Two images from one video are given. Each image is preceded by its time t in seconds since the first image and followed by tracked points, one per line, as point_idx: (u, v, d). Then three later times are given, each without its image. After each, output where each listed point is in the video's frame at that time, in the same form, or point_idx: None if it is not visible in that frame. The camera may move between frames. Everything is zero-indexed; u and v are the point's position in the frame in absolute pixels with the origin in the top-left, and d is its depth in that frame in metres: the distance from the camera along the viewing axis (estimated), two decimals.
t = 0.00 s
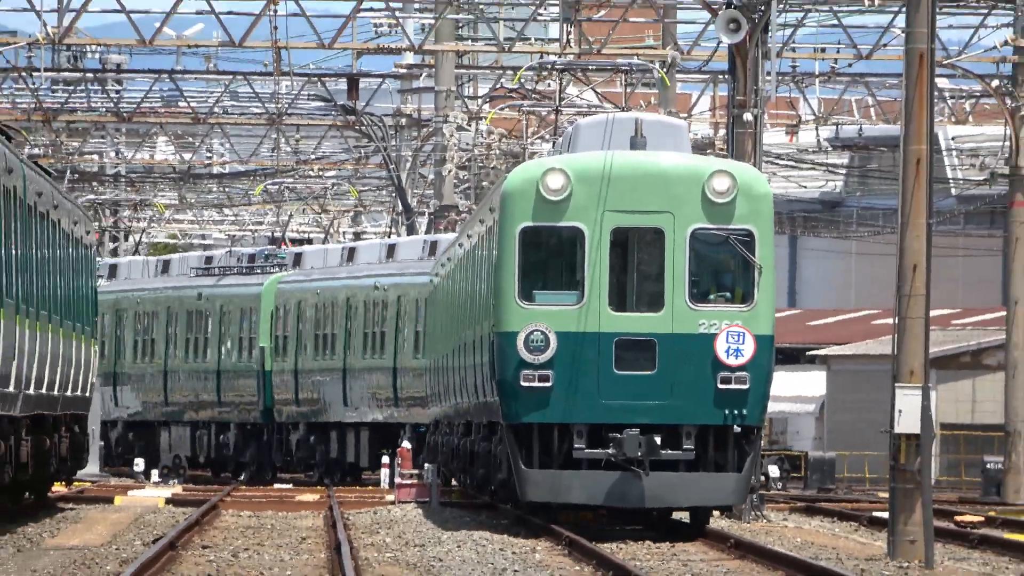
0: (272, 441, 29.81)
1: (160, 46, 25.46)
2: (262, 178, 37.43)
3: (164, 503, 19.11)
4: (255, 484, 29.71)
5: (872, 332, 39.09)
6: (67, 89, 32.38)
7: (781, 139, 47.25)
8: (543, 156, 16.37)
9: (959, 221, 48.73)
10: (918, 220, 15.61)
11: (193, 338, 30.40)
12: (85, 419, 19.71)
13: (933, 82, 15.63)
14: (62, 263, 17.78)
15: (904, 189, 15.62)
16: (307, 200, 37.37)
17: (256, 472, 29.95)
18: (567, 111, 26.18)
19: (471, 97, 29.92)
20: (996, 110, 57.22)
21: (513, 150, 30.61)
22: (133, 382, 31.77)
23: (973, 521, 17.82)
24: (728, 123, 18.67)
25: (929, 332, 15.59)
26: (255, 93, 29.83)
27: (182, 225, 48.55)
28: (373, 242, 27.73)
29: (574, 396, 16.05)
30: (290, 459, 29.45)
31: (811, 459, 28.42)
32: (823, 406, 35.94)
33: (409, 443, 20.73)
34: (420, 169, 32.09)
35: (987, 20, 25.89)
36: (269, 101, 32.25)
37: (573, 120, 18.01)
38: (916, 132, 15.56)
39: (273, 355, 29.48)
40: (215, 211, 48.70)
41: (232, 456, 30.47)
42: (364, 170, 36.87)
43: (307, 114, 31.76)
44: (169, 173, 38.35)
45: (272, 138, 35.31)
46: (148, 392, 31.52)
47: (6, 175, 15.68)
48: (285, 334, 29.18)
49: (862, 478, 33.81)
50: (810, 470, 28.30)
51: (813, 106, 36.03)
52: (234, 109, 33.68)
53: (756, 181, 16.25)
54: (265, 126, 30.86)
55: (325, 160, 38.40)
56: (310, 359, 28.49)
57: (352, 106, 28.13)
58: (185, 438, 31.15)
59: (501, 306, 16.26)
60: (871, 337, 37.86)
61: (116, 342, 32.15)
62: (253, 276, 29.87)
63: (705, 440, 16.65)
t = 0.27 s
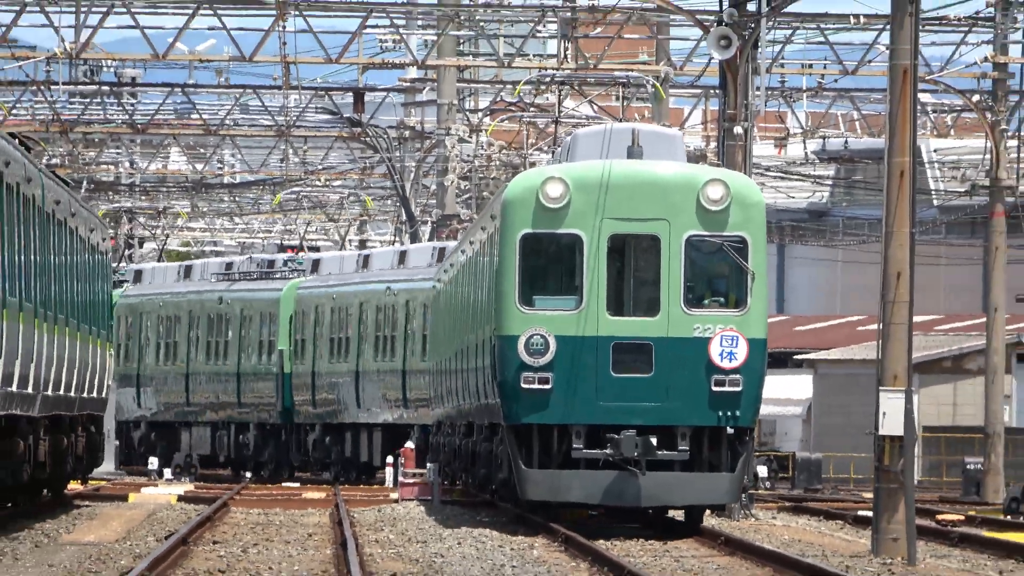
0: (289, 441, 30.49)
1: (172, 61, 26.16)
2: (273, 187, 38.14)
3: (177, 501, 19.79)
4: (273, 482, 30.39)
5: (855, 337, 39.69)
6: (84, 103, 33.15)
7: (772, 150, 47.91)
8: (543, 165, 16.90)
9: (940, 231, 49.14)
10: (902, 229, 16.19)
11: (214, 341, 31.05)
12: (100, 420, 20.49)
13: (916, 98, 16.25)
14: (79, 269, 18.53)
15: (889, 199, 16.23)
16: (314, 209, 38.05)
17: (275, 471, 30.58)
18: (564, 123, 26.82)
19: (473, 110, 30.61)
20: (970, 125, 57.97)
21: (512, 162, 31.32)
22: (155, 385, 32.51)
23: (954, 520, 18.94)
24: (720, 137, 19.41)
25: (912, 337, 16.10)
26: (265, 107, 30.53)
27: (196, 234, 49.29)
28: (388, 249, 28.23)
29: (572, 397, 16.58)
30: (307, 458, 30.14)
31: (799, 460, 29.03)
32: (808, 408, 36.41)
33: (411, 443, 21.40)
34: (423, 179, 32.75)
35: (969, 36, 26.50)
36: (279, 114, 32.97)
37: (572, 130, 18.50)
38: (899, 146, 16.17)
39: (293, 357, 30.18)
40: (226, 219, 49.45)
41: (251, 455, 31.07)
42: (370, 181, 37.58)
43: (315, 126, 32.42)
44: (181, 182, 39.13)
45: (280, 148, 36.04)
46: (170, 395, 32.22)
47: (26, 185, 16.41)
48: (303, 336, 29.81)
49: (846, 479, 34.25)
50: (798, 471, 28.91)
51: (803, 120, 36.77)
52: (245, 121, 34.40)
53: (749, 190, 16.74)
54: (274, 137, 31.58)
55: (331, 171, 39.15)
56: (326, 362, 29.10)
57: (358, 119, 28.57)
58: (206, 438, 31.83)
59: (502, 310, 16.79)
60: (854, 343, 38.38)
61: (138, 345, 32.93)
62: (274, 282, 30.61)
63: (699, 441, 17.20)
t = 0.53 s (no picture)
0: (303, 443, 31.28)
1: (182, 78, 26.91)
2: (279, 200, 38.93)
3: (185, 501, 20.44)
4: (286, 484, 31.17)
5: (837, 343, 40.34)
6: (96, 117, 33.97)
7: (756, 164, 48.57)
8: (539, 176, 17.29)
9: (920, 240, 49.69)
10: (884, 240, 16.58)
11: (232, 347, 31.73)
12: (112, 423, 21.20)
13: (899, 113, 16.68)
14: (92, 277, 19.22)
15: (871, 210, 16.58)
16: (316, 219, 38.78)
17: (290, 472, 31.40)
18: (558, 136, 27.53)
19: (472, 124, 31.36)
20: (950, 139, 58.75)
21: (509, 174, 32.07)
22: (171, 390, 33.21)
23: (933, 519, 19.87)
24: (709, 152, 20.35)
25: (893, 343, 16.44)
26: (271, 121, 31.27)
27: (205, 245, 50.10)
28: (397, 258, 28.64)
29: (568, 400, 16.95)
30: (320, 459, 30.89)
31: (785, 462, 29.71)
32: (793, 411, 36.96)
33: (413, 444, 22.08)
34: (422, 191, 33.44)
35: (948, 54, 27.23)
36: (285, 128, 33.74)
37: (567, 141, 18.59)
38: (881, 159, 16.59)
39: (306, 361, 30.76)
40: (233, 229, 50.30)
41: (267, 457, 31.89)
42: (372, 193, 38.37)
43: (320, 140, 33.14)
44: (190, 193, 39.94)
45: (285, 160, 36.82)
46: (185, 400, 32.88)
47: (42, 197, 17.10)
48: (316, 343, 30.43)
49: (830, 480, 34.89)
50: (784, 472, 29.60)
51: (789, 132, 37.51)
52: (253, 135, 35.17)
53: (739, 200, 17.18)
54: (280, 150, 32.34)
55: (335, 184, 39.95)
56: (337, 366, 29.72)
57: (361, 134, 29.25)
58: (223, 439, 32.63)
59: (500, 316, 17.16)
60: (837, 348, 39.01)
61: (156, 351, 33.65)
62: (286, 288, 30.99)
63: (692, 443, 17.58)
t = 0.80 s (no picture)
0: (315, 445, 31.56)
1: (188, 88, 27.29)
2: (283, 208, 39.34)
3: (190, 502, 20.77)
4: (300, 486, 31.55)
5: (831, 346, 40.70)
6: (103, 125, 34.37)
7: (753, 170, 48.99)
8: (540, 180, 17.22)
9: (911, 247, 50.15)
10: (876, 246, 16.90)
11: (245, 351, 31.86)
12: (118, 426, 21.53)
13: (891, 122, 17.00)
14: (100, 282, 19.53)
15: (863, 217, 16.94)
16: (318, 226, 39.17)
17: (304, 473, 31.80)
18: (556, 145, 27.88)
19: (473, 133, 31.75)
20: (942, 147, 59.15)
21: (510, 182, 32.46)
22: (184, 393, 33.02)
23: (925, 520, 20.26)
24: (705, 160, 20.81)
25: (886, 348, 16.75)
26: (276, 130, 31.65)
27: (210, 251, 50.53)
28: (407, 264, 29.05)
29: (568, 403, 16.86)
30: (332, 460, 31.17)
31: (780, 464, 30.07)
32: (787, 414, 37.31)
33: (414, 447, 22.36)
34: (423, 198, 33.79)
35: (939, 64, 27.62)
36: (289, 136, 34.11)
37: (568, 148, 18.70)
38: (874, 167, 16.92)
39: (317, 366, 31.14)
40: (238, 237, 50.76)
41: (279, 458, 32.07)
42: (374, 200, 38.79)
43: (323, 148, 33.49)
44: (195, 201, 40.36)
45: (289, 168, 37.23)
46: (197, 406, 32.79)
47: (50, 205, 17.41)
48: (329, 347, 30.86)
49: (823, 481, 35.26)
50: (778, 474, 29.94)
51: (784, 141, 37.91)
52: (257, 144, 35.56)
53: (739, 205, 17.11)
54: (284, 158, 32.72)
55: (338, 192, 40.36)
56: (347, 370, 30.14)
57: (363, 142, 29.60)
58: (235, 442, 32.53)
59: (501, 320, 17.10)
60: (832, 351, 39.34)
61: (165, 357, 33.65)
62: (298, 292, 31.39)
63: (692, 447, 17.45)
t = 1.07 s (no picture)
0: (325, 444, 31.58)
1: (187, 87, 27.27)
2: (282, 206, 39.36)
3: (192, 501, 20.78)
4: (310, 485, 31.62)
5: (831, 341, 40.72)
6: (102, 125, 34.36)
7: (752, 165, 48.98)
8: (540, 176, 17.12)
9: (911, 242, 50.19)
10: (875, 241, 16.89)
11: (254, 349, 31.72)
12: (119, 425, 21.56)
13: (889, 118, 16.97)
14: (99, 281, 19.55)
15: (862, 213, 16.91)
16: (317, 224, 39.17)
17: (314, 472, 31.93)
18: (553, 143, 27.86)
19: (471, 131, 31.76)
20: (941, 142, 59.10)
21: (509, 179, 32.46)
22: (193, 391, 33.19)
23: (926, 515, 20.24)
24: (703, 156, 20.91)
25: (886, 343, 16.73)
26: (275, 129, 31.64)
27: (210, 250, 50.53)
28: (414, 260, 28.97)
29: (571, 399, 16.73)
30: (341, 459, 31.24)
31: (780, 460, 30.09)
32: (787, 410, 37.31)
33: (415, 444, 22.38)
34: (422, 197, 33.77)
35: (935, 61, 27.61)
36: (288, 135, 34.10)
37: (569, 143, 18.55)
38: (872, 163, 16.91)
39: (327, 364, 30.94)
40: (237, 235, 50.75)
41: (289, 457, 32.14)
42: (373, 199, 38.80)
43: (321, 147, 33.47)
44: (194, 201, 40.36)
45: (287, 167, 37.23)
46: (207, 403, 32.87)
47: (49, 204, 17.42)
48: (339, 345, 30.75)
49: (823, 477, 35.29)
50: (779, 470, 29.97)
51: (782, 137, 37.88)
52: (256, 143, 35.55)
53: (741, 200, 17.02)
54: (282, 157, 32.71)
55: (337, 190, 40.37)
56: (357, 366, 30.11)
57: (361, 140, 29.58)
58: (244, 440, 32.44)
59: (502, 316, 16.97)
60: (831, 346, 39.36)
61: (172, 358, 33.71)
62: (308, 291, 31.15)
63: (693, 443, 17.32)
